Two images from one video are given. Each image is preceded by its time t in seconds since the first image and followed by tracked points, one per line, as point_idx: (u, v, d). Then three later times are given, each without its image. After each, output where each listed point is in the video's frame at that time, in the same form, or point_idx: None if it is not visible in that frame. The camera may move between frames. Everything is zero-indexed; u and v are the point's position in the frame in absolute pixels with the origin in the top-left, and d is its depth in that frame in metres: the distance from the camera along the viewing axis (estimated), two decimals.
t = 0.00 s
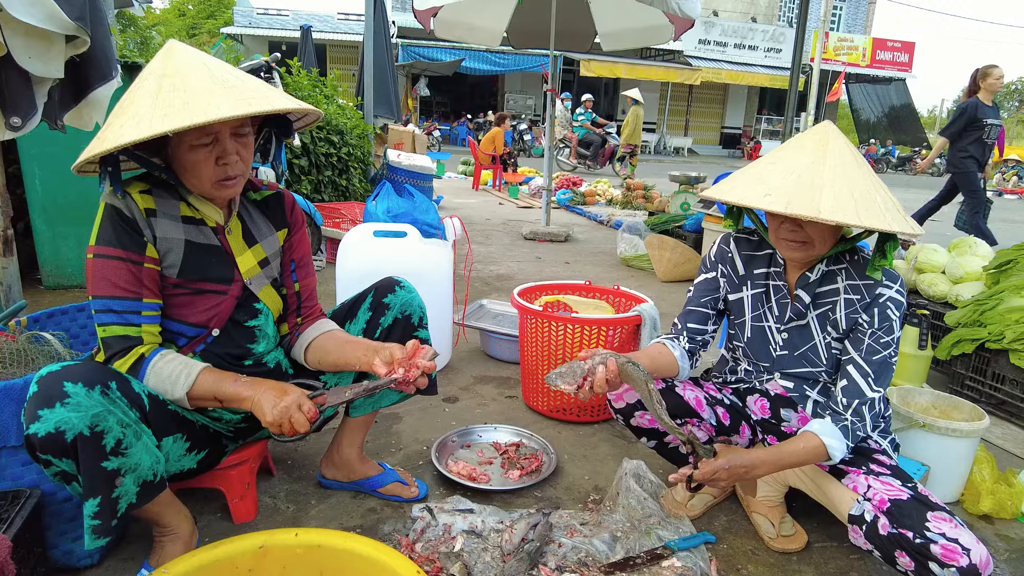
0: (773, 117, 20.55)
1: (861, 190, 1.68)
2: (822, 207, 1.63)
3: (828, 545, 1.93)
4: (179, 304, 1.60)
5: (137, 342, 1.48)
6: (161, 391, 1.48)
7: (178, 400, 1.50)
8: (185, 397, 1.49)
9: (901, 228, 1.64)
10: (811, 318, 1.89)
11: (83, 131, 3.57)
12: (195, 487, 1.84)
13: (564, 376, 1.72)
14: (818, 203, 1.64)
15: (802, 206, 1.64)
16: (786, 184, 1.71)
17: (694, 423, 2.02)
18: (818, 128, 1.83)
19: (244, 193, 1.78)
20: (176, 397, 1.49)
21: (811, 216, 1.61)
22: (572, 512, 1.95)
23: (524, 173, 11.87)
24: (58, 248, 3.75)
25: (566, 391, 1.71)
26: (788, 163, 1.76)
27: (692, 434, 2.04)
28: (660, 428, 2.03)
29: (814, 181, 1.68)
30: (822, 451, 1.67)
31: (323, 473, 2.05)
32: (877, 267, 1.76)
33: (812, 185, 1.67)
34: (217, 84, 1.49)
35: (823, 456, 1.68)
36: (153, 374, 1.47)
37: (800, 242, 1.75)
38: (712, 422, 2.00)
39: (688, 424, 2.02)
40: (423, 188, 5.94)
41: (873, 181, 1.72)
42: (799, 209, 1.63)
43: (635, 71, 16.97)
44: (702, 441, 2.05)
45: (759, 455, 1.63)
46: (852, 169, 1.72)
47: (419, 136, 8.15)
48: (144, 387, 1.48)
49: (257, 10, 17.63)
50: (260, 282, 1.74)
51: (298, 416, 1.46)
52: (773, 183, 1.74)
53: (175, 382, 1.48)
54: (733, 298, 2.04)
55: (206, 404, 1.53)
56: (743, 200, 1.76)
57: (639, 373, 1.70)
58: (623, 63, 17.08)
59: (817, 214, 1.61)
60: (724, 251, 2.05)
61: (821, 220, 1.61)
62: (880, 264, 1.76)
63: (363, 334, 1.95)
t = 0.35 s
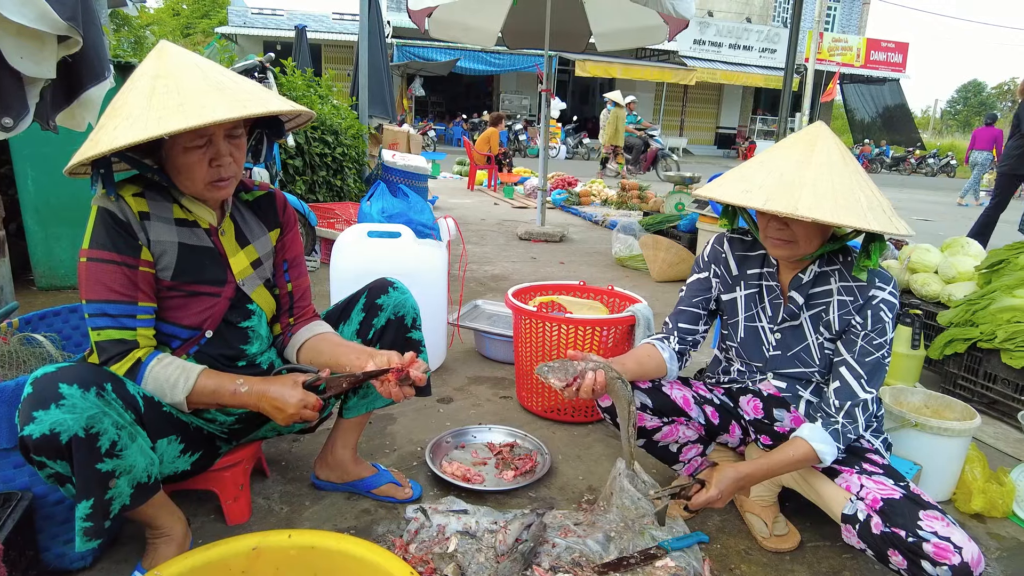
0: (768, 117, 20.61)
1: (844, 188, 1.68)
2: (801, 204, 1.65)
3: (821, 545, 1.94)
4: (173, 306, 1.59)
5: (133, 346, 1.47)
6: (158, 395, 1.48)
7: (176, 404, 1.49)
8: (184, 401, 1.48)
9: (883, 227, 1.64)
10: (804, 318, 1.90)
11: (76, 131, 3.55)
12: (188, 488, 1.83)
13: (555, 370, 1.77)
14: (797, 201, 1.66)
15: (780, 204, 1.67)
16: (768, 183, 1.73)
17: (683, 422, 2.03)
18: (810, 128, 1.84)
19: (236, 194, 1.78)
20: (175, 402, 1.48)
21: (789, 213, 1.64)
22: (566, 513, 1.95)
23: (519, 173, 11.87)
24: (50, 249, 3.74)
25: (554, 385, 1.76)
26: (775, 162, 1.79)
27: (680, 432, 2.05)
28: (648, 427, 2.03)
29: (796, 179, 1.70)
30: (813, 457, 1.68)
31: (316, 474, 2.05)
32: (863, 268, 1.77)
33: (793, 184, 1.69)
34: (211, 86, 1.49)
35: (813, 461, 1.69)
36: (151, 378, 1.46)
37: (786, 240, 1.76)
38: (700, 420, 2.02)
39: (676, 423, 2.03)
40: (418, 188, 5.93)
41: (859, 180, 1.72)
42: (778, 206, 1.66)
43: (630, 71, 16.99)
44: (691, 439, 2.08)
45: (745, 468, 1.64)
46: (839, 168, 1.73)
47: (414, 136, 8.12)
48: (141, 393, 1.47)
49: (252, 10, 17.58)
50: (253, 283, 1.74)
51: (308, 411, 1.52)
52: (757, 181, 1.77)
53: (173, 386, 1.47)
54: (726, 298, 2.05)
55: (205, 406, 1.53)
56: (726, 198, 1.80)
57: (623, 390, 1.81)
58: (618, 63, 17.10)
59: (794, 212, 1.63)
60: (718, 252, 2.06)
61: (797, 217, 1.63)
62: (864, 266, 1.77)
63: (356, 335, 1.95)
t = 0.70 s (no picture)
0: (762, 117, 20.67)
1: (824, 189, 1.69)
2: (778, 203, 1.66)
3: (813, 544, 1.95)
4: (167, 309, 1.59)
5: (130, 349, 1.47)
6: (157, 399, 1.49)
7: (175, 408, 1.50)
8: (183, 404, 1.50)
9: (863, 226, 1.63)
10: (793, 319, 1.90)
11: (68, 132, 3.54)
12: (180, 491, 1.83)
13: (552, 366, 1.79)
14: (775, 201, 1.67)
15: (758, 203, 1.68)
16: (749, 184, 1.75)
17: (662, 416, 2.03)
18: (797, 130, 1.86)
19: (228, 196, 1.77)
20: (174, 405, 1.50)
21: (766, 212, 1.65)
22: (559, 513, 1.94)
23: (515, 174, 11.87)
24: (42, 250, 3.72)
25: (549, 379, 1.77)
26: (758, 163, 1.80)
27: (661, 426, 2.05)
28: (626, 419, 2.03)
29: (776, 180, 1.72)
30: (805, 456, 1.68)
31: (309, 475, 2.05)
32: (845, 268, 1.74)
33: (773, 185, 1.71)
34: (210, 89, 1.49)
35: (808, 459, 1.69)
36: (150, 381, 1.47)
37: (770, 240, 1.77)
38: (681, 415, 2.03)
39: (656, 417, 2.03)
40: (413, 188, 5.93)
41: (842, 180, 1.72)
42: (755, 205, 1.68)
43: (625, 72, 17.02)
44: (674, 434, 2.07)
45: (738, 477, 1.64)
46: (821, 169, 1.73)
47: (409, 136, 8.11)
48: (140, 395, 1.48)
49: (246, 10, 17.54)
50: (245, 284, 1.73)
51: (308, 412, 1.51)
52: (739, 182, 1.79)
53: (173, 390, 1.48)
54: (715, 299, 2.06)
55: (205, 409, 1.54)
56: (707, 198, 1.82)
57: (606, 392, 1.83)
58: (613, 63, 17.13)
59: (770, 210, 1.65)
60: (707, 253, 2.07)
61: (774, 216, 1.64)
62: (847, 266, 1.74)
63: (349, 337, 1.95)
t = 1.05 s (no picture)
0: (756, 117, 20.74)
1: (812, 186, 1.70)
2: (766, 202, 1.67)
3: (809, 543, 1.96)
4: (168, 309, 1.59)
5: (137, 345, 1.47)
6: (167, 390, 1.47)
7: (186, 394, 1.48)
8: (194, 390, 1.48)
9: (850, 223, 1.64)
10: (785, 317, 1.91)
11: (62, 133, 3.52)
12: (177, 493, 1.82)
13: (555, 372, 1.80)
14: (763, 199, 1.68)
15: (746, 202, 1.69)
16: (737, 183, 1.76)
17: (656, 414, 2.05)
18: (784, 129, 1.87)
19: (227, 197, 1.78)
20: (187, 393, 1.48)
21: (753, 211, 1.66)
22: (556, 514, 1.94)
23: (510, 174, 11.87)
24: (36, 252, 3.70)
25: (551, 384, 1.78)
26: (746, 163, 1.82)
27: (655, 425, 2.07)
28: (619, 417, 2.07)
29: (764, 179, 1.73)
30: (786, 439, 1.70)
31: (306, 477, 2.05)
32: (835, 265, 1.77)
33: (760, 183, 1.72)
34: (217, 89, 1.49)
35: (787, 445, 1.71)
36: (157, 371, 1.45)
37: (760, 239, 1.77)
38: (675, 414, 2.03)
39: (650, 415, 2.05)
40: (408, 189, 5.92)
41: (829, 178, 1.73)
42: (743, 204, 1.69)
43: (620, 72, 17.05)
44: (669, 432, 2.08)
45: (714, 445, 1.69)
46: (808, 167, 1.74)
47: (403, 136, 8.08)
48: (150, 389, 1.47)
49: (240, 9, 17.48)
50: (243, 284, 1.73)
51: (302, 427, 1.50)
52: (727, 181, 1.80)
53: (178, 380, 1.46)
54: (708, 298, 2.07)
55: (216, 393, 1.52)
56: (697, 198, 1.83)
57: (605, 407, 1.87)
58: (608, 63, 17.15)
59: (759, 209, 1.66)
60: (700, 253, 2.08)
61: (762, 215, 1.65)
62: (836, 263, 1.76)
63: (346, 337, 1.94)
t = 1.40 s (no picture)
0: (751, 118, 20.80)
1: (800, 176, 1.71)
2: (756, 191, 1.68)
3: (805, 543, 1.96)
4: (165, 311, 1.58)
5: (128, 351, 1.45)
6: (153, 401, 1.45)
7: (169, 409, 1.46)
8: (179, 404, 1.46)
9: (839, 210, 1.65)
10: (779, 315, 1.91)
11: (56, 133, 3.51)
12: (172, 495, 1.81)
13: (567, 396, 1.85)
14: (753, 189, 1.69)
15: (736, 193, 1.70)
16: (727, 176, 1.78)
17: (650, 415, 2.03)
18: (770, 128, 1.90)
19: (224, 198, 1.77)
20: (170, 407, 1.45)
21: (744, 201, 1.67)
22: (552, 514, 1.94)
23: (506, 174, 11.88)
24: (30, 252, 3.68)
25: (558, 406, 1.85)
26: (735, 158, 1.83)
27: (649, 425, 2.06)
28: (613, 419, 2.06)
29: (753, 171, 1.74)
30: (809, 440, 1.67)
31: (302, 478, 2.04)
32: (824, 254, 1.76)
33: (750, 175, 1.74)
34: (215, 89, 1.49)
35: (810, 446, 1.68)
36: (145, 382, 1.44)
37: (754, 235, 1.77)
38: (670, 415, 2.03)
39: (644, 416, 2.03)
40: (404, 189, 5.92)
41: (817, 170, 1.75)
42: (733, 195, 1.70)
43: (616, 73, 17.10)
44: (664, 433, 2.07)
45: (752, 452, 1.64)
46: (797, 159, 1.76)
47: (399, 137, 8.05)
48: (136, 399, 1.45)
49: (236, 9, 17.45)
50: (241, 286, 1.72)
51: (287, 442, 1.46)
52: (718, 176, 1.81)
53: (167, 390, 1.44)
54: (702, 300, 2.08)
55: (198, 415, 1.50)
56: (688, 194, 1.85)
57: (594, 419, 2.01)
58: (604, 64, 17.18)
59: (749, 198, 1.67)
60: (692, 255, 2.09)
61: (753, 203, 1.66)
62: (825, 252, 1.76)
63: (342, 335, 1.93)
